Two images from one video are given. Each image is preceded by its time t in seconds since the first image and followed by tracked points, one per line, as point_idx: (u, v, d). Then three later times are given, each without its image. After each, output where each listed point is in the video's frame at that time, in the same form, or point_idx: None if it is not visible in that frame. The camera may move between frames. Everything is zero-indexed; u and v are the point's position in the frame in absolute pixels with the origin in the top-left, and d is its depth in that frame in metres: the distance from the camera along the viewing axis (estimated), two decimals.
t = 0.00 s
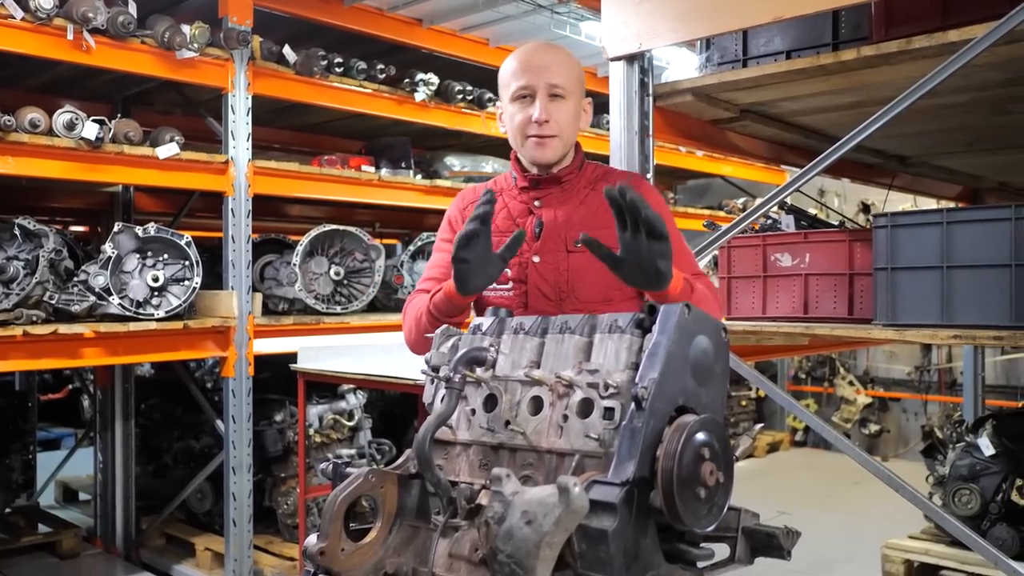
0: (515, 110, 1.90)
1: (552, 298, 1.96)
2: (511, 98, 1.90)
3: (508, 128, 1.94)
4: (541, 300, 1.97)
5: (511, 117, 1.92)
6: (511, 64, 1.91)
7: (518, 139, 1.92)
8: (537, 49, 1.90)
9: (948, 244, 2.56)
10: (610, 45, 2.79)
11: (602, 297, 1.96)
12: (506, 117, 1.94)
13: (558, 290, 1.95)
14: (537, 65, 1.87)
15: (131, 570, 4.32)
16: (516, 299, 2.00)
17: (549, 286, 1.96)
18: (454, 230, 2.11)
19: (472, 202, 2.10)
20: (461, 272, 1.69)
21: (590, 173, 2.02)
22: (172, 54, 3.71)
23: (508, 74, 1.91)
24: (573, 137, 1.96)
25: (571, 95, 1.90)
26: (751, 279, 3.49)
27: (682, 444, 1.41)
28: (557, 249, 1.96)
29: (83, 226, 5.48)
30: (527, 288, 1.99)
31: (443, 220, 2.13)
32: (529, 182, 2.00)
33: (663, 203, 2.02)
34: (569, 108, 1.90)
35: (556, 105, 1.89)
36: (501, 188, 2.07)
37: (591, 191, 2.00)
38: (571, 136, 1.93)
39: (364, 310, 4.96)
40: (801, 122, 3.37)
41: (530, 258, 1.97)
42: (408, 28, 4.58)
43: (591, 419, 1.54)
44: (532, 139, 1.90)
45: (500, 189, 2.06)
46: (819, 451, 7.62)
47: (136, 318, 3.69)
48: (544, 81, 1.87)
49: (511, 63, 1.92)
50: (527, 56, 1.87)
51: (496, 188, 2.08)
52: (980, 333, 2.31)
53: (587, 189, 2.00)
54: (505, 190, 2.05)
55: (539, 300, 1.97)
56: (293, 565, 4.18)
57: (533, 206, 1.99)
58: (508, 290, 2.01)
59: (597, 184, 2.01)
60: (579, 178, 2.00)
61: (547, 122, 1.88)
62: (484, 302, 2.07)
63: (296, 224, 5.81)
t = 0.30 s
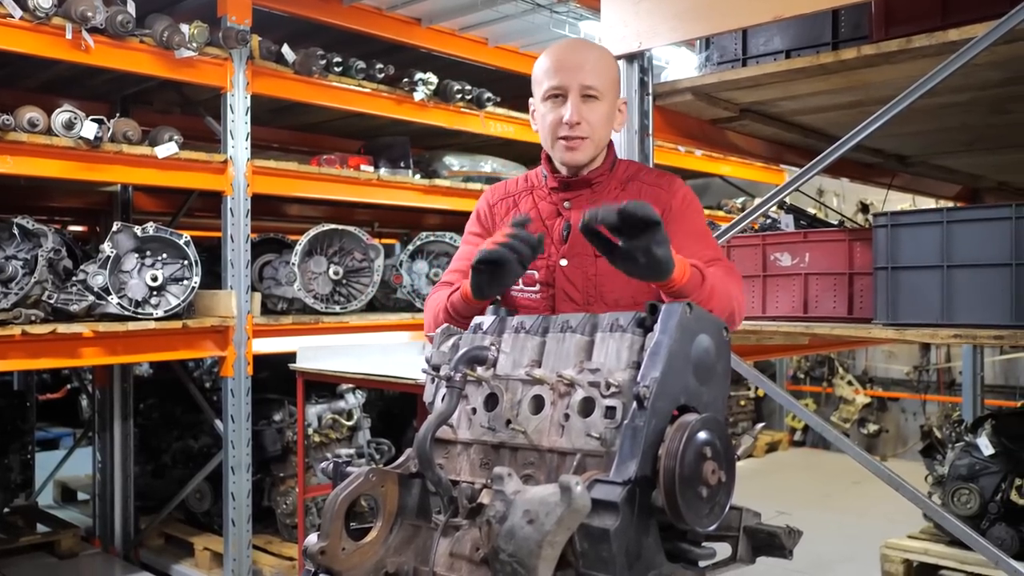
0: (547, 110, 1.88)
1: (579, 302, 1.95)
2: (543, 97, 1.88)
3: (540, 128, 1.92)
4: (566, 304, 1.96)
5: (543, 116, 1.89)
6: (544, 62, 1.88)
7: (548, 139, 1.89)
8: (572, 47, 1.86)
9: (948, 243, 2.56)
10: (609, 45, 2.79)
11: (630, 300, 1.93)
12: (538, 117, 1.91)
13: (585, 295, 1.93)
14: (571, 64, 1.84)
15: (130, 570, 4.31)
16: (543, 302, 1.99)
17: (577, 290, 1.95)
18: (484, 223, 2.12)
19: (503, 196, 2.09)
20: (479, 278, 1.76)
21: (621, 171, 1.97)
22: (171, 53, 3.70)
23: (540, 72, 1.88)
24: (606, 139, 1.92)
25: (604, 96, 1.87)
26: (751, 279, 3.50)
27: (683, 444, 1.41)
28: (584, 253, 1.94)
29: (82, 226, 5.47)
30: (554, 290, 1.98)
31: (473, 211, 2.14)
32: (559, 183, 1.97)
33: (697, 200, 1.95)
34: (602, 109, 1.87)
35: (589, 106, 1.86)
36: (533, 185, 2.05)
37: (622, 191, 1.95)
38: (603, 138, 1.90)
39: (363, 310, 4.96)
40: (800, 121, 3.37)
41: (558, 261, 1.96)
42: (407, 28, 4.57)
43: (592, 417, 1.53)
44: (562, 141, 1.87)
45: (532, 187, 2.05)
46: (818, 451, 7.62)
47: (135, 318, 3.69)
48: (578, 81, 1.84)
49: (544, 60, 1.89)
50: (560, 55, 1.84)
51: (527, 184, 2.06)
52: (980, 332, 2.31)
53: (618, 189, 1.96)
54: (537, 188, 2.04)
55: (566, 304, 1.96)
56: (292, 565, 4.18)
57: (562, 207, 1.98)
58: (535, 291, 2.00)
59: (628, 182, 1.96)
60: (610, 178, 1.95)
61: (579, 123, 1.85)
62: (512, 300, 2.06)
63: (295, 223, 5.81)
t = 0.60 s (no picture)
0: (554, 111, 1.87)
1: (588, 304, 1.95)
2: (550, 97, 1.87)
3: (547, 128, 1.92)
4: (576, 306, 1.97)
5: (550, 116, 1.89)
6: (550, 62, 1.87)
7: (556, 140, 1.89)
8: (580, 46, 1.86)
9: (950, 243, 2.56)
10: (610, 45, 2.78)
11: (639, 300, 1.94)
12: (545, 117, 1.91)
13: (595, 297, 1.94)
14: (578, 64, 1.83)
15: (131, 570, 4.31)
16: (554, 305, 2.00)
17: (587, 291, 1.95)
18: (490, 223, 2.11)
19: (509, 196, 2.09)
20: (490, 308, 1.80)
21: (627, 168, 1.97)
22: (172, 53, 3.70)
23: (547, 71, 1.87)
24: (613, 140, 1.91)
25: (612, 95, 1.86)
26: (751, 279, 3.50)
27: (685, 444, 1.41)
28: (592, 256, 1.94)
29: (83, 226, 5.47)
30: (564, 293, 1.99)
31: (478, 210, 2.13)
32: (566, 185, 1.96)
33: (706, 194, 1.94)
34: (610, 109, 1.86)
35: (596, 106, 1.85)
36: (539, 184, 2.05)
37: (628, 189, 1.95)
38: (610, 138, 1.89)
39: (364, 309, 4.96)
40: (801, 121, 3.37)
41: (566, 264, 1.96)
42: (408, 28, 4.58)
43: (593, 418, 1.53)
44: (569, 142, 1.86)
45: (538, 186, 2.04)
46: (819, 451, 7.62)
47: (136, 318, 3.69)
48: (585, 80, 1.83)
49: (550, 59, 1.88)
50: (567, 54, 1.84)
51: (533, 183, 2.06)
52: (982, 332, 2.31)
53: (625, 187, 1.96)
54: (544, 187, 2.03)
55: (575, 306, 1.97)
56: (293, 565, 4.17)
57: (569, 209, 1.97)
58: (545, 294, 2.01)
59: (635, 180, 1.96)
60: (618, 177, 1.95)
61: (586, 124, 1.84)
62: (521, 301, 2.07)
63: (296, 223, 5.81)
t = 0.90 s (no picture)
0: (549, 123, 1.84)
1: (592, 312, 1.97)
2: (543, 108, 1.83)
3: (541, 138, 1.88)
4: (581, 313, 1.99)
5: (544, 128, 1.85)
6: (541, 70, 1.83)
7: (553, 152, 1.86)
8: (571, 53, 1.81)
9: (953, 243, 2.55)
10: (613, 45, 2.78)
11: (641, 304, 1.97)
12: (539, 127, 1.87)
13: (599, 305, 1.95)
14: (570, 74, 1.79)
15: (135, 570, 4.31)
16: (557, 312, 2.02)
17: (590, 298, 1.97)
18: (489, 227, 2.14)
19: (507, 200, 2.09)
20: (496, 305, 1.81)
21: (626, 170, 1.96)
22: (175, 54, 3.71)
23: (539, 81, 1.83)
24: (610, 146, 1.89)
25: (607, 103, 1.82)
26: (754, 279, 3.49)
27: (688, 444, 1.41)
28: (594, 263, 1.94)
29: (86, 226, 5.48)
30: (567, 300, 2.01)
31: (477, 214, 2.15)
32: (564, 193, 1.95)
33: (707, 193, 1.93)
34: (606, 117, 1.83)
35: (592, 117, 1.81)
36: (536, 188, 2.04)
37: (628, 192, 1.95)
38: (607, 147, 1.86)
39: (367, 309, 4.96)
40: (804, 121, 3.36)
41: (568, 273, 1.97)
42: (410, 28, 4.58)
43: (596, 418, 1.53)
44: (566, 155, 1.84)
45: (536, 190, 2.04)
46: (822, 452, 7.61)
47: (140, 318, 3.69)
48: (579, 91, 1.79)
49: (541, 66, 1.83)
50: (559, 64, 1.79)
51: (530, 188, 2.05)
52: (986, 332, 2.31)
53: (625, 190, 1.95)
54: (541, 192, 2.03)
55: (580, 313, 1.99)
56: (296, 564, 4.18)
57: (568, 216, 1.97)
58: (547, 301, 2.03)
59: (634, 182, 1.96)
60: (617, 181, 1.95)
61: (582, 137, 1.81)
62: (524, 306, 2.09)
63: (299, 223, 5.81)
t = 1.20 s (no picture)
0: (540, 125, 1.84)
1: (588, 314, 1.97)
2: (534, 110, 1.83)
3: (533, 142, 1.88)
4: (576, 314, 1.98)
5: (535, 130, 1.85)
6: (531, 72, 1.83)
7: (544, 155, 1.86)
8: (561, 54, 1.81)
9: (956, 243, 2.55)
10: (616, 45, 2.78)
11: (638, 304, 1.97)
12: (530, 130, 1.87)
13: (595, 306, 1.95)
14: (560, 74, 1.79)
15: (138, 570, 4.32)
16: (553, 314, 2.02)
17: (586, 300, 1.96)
18: (484, 229, 2.14)
19: (501, 202, 2.09)
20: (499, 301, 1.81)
21: (620, 169, 1.96)
22: (179, 54, 3.71)
23: (529, 83, 1.83)
24: (602, 148, 1.89)
25: (598, 103, 1.82)
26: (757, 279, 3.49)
27: (689, 445, 1.41)
28: (590, 264, 1.94)
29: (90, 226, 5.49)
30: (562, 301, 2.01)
31: (471, 216, 2.15)
32: (559, 195, 1.95)
33: (702, 193, 1.93)
34: (597, 118, 1.83)
35: (583, 117, 1.81)
36: (530, 189, 2.04)
37: (623, 193, 1.95)
38: (599, 148, 1.86)
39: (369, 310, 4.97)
40: (807, 121, 3.36)
41: (564, 275, 1.96)
42: (413, 28, 4.58)
43: (597, 418, 1.53)
44: (558, 157, 1.84)
45: (529, 192, 2.04)
46: (826, 452, 7.60)
47: (143, 318, 3.70)
48: (569, 91, 1.79)
49: (531, 69, 1.84)
50: (549, 64, 1.79)
51: (524, 189, 2.05)
52: (989, 332, 2.30)
53: (620, 191, 1.95)
54: (535, 193, 2.02)
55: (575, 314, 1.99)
56: (299, 564, 4.18)
57: (563, 218, 1.97)
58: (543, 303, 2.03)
59: (629, 182, 1.96)
60: (612, 181, 1.95)
61: (573, 138, 1.81)
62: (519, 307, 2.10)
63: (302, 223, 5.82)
